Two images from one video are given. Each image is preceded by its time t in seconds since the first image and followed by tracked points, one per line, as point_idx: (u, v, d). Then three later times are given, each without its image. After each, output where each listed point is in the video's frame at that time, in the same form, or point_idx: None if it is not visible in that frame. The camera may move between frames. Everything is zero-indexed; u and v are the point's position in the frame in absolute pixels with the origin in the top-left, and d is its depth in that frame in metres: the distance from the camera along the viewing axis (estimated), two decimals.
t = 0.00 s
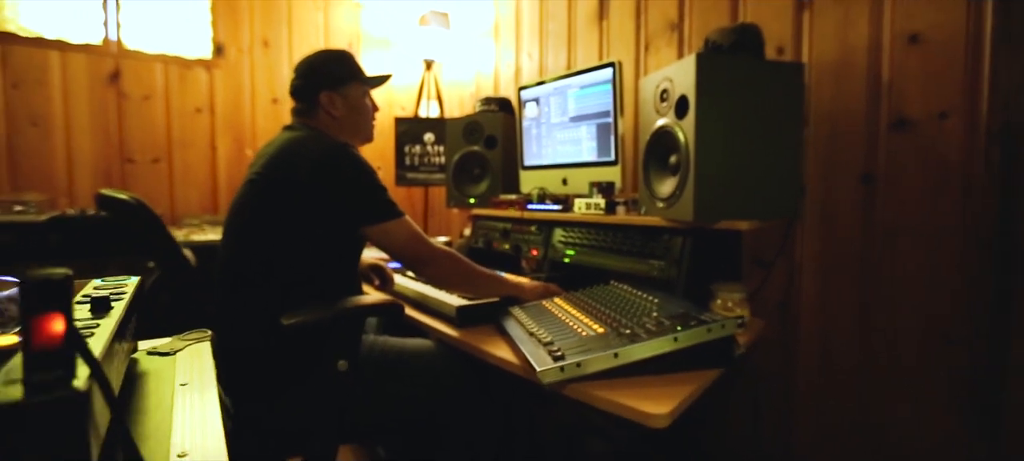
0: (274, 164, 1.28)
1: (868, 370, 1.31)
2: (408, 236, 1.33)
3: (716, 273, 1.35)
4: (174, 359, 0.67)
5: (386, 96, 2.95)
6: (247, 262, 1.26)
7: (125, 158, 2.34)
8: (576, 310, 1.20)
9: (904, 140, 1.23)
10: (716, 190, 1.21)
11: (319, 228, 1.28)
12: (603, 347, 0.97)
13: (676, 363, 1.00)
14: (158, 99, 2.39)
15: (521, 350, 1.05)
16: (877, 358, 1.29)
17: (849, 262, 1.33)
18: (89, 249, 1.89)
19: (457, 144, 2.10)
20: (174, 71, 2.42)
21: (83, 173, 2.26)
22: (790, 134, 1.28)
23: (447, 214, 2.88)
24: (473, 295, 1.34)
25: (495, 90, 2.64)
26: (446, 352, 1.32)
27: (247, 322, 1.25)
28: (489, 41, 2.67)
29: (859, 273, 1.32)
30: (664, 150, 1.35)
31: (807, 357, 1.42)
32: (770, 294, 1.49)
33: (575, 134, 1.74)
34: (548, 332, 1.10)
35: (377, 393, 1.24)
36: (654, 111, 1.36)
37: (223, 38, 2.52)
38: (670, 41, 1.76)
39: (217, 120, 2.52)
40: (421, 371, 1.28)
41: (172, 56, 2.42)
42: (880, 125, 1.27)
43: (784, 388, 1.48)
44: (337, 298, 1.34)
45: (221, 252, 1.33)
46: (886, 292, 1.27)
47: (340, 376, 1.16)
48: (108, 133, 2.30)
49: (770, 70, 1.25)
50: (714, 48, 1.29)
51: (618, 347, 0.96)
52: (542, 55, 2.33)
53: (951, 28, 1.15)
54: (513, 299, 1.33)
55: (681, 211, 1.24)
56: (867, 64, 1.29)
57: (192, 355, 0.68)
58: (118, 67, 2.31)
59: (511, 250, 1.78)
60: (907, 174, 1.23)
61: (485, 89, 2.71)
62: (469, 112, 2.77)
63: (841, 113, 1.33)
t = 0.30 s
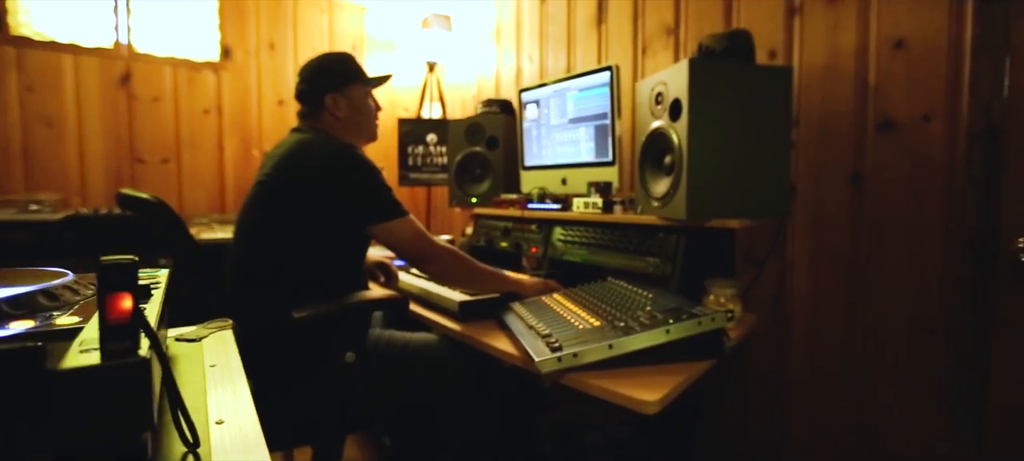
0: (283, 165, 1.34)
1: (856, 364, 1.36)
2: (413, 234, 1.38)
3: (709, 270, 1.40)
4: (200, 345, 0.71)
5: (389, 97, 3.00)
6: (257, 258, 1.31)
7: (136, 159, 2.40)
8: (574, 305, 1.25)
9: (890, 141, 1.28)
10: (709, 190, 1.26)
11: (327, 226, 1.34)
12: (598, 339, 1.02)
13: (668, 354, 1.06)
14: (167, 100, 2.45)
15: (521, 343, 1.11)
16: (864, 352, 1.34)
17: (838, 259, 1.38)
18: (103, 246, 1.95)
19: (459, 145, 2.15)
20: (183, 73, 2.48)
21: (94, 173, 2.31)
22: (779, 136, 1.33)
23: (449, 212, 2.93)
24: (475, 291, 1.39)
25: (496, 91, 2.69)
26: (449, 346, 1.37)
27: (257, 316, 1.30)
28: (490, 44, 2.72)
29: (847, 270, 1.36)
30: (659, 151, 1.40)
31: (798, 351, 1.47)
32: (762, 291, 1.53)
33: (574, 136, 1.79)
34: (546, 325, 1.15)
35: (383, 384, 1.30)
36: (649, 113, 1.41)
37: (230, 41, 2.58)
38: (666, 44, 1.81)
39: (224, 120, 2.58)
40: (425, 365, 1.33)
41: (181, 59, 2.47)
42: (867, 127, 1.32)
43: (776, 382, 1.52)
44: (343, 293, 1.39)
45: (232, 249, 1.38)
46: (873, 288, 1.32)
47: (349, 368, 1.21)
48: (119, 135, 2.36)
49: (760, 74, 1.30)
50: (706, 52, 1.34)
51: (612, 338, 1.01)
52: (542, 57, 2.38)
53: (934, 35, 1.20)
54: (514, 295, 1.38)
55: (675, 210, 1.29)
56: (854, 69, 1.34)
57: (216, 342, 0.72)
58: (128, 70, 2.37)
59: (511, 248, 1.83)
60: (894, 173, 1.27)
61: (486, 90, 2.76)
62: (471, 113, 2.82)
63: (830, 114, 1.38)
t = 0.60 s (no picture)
0: (296, 165, 1.39)
1: (850, 358, 1.40)
2: (420, 232, 1.43)
3: (707, 267, 1.45)
4: (229, 334, 0.75)
5: (394, 98, 3.06)
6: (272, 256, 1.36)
7: (147, 160, 2.45)
8: (576, 301, 1.30)
9: (882, 143, 1.32)
10: (706, 190, 1.31)
11: (338, 225, 1.39)
12: (599, 333, 1.07)
13: (666, 347, 1.10)
14: (178, 102, 2.50)
15: (525, 337, 1.15)
16: (857, 346, 1.38)
17: (832, 257, 1.43)
18: (117, 244, 2.00)
19: (464, 145, 2.18)
20: (193, 75, 2.53)
21: (107, 174, 2.37)
22: (774, 138, 1.38)
23: (453, 212, 2.98)
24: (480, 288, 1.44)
25: (499, 93, 2.74)
26: (455, 340, 1.41)
27: (271, 311, 1.35)
28: (494, 46, 2.77)
29: (841, 267, 1.41)
30: (658, 153, 1.44)
31: (794, 346, 1.52)
32: (758, 288, 1.58)
33: (576, 137, 1.84)
34: (550, 319, 1.20)
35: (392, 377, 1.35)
36: (649, 116, 1.46)
37: (239, 44, 2.63)
38: (665, 48, 1.86)
39: (233, 122, 2.63)
40: (433, 358, 1.38)
41: (191, 61, 2.52)
42: (860, 129, 1.36)
43: (772, 378, 1.56)
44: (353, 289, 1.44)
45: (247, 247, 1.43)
46: (865, 285, 1.36)
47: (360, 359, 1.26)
48: (132, 136, 2.41)
49: (755, 78, 1.35)
50: (704, 57, 1.38)
51: (613, 332, 1.06)
52: (545, 59, 2.43)
53: (923, 40, 1.25)
54: (518, 292, 1.43)
55: (674, 209, 1.34)
56: (847, 73, 1.38)
57: (244, 330, 0.76)
58: (140, 73, 2.42)
59: (515, 247, 1.88)
60: (886, 174, 1.32)
61: (489, 92, 2.81)
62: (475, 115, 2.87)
63: (824, 117, 1.43)
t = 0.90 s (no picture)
0: (311, 167, 1.43)
1: (847, 354, 1.44)
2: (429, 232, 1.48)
3: (708, 266, 1.49)
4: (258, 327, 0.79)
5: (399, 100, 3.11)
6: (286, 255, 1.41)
7: (157, 161, 2.50)
8: (580, 298, 1.35)
9: (877, 145, 1.37)
10: (707, 191, 1.36)
11: (351, 225, 1.44)
12: (603, 328, 1.11)
13: (669, 342, 1.15)
14: (188, 104, 2.55)
15: (532, 333, 1.20)
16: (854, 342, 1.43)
17: (829, 255, 1.47)
18: (130, 243, 2.05)
19: (469, 146, 2.23)
20: (203, 78, 2.58)
21: (119, 175, 2.42)
22: (773, 141, 1.43)
23: (457, 212, 3.02)
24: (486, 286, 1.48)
25: (503, 95, 2.79)
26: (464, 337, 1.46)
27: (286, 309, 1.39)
28: (497, 49, 2.82)
29: (838, 266, 1.45)
30: (660, 155, 1.49)
31: (792, 343, 1.56)
32: (758, 287, 1.62)
33: (579, 139, 1.89)
34: (556, 316, 1.24)
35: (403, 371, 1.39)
36: (651, 119, 1.51)
37: (248, 47, 2.68)
38: (668, 52, 1.90)
39: (242, 123, 2.68)
40: (443, 354, 1.42)
41: (201, 64, 2.57)
42: (856, 132, 1.41)
43: (771, 373, 1.61)
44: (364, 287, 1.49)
45: (262, 246, 1.47)
46: (861, 283, 1.41)
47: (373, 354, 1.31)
48: (143, 137, 2.46)
49: (755, 82, 1.39)
50: (705, 62, 1.43)
51: (617, 327, 1.10)
52: (548, 62, 2.48)
53: (916, 47, 1.29)
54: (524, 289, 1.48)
55: (675, 209, 1.38)
56: (843, 78, 1.43)
57: (271, 324, 0.81)
58: (151, 76, 2.47)
59: (519, 247, 1.93)
60: (881, 175, 1.36)
61: (493, 94, 2.86)
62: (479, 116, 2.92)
63: (821, 120, 1.47)
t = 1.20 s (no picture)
0: (324, 167, 1.47)
1: (845, 349, 1.48)
2: (438, 230, 1.52)
3: (710, 263, 1.53)
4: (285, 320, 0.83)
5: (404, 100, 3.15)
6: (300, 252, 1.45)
7: (167, 160, 2.53)
8: (586, 294, 1.39)
9: (875, 146, 1.41)
10: (710, 190, 1.40)
11: (363, 223, 1.48)
12: (610, 322, 1.15)
13: (673, 335, 1.19)
14: (197, 105, 2.59)
15: (541, 327, 1.24)
16: (852, 338, 1.47)
17: (828, 253, 1.51)
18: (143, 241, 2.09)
19: (474, 146, 2.27)
20: (212, 78, 2.62)
21: (130, 174, 2.45)
22: (773, 142, 1.47)
23: (462, 211, 3.06)
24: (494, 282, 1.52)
25: (507, 96, 2.83)
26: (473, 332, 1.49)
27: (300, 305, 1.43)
28: (501, 50, 2.86)
29: (836, 263, 1.49)
30: (663, 155, 1.53)
31: (792, 338, 1.60)
32: (758, 283, 1.67)
33: (583, 140, 1.93)
34: (563, 310, 1.28)
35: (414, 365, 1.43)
36: (654, 120, 1.55)
37: (255, 48, 2.73)
38: (669, 54, 1.94)
39: (250, 123, 2.73)
40: (453, 349, 1.46)
41: (209, 65, 2.61)
42: (854, 133, 1.45)
43: (772, 368, 1.65)
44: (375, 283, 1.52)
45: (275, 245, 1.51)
46: (859, 279, 1.45)
47: (386, 347, 1.35)
48: (154, 136, 2.50)
49: (755, 85, 1.43)
50: (707, 65, 1.47)
51: (623, 321, 1.14)
52: (552, 63, 2.52)
53: (912, 51, 1.33)
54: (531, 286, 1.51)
55: (678, 208, 1.43)
56: (841, 80, 1.47)
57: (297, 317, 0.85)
58: (161, 76, 2.51)
59: (525, 245, 1.97)
60: (878, 175, 1.40)
61: (497, 94, 2.90)
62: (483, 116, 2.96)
63: (820, 121, 1.51)
